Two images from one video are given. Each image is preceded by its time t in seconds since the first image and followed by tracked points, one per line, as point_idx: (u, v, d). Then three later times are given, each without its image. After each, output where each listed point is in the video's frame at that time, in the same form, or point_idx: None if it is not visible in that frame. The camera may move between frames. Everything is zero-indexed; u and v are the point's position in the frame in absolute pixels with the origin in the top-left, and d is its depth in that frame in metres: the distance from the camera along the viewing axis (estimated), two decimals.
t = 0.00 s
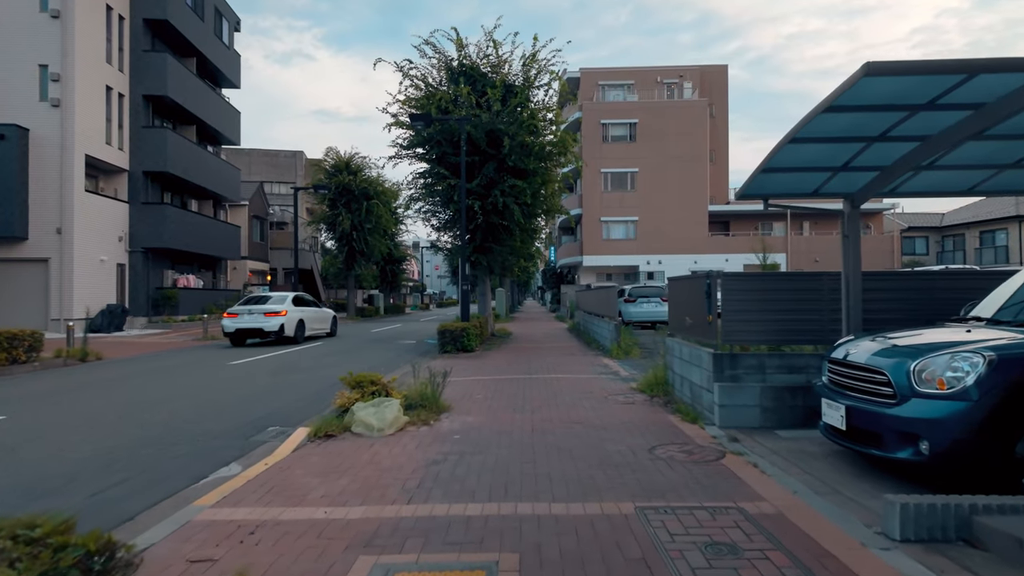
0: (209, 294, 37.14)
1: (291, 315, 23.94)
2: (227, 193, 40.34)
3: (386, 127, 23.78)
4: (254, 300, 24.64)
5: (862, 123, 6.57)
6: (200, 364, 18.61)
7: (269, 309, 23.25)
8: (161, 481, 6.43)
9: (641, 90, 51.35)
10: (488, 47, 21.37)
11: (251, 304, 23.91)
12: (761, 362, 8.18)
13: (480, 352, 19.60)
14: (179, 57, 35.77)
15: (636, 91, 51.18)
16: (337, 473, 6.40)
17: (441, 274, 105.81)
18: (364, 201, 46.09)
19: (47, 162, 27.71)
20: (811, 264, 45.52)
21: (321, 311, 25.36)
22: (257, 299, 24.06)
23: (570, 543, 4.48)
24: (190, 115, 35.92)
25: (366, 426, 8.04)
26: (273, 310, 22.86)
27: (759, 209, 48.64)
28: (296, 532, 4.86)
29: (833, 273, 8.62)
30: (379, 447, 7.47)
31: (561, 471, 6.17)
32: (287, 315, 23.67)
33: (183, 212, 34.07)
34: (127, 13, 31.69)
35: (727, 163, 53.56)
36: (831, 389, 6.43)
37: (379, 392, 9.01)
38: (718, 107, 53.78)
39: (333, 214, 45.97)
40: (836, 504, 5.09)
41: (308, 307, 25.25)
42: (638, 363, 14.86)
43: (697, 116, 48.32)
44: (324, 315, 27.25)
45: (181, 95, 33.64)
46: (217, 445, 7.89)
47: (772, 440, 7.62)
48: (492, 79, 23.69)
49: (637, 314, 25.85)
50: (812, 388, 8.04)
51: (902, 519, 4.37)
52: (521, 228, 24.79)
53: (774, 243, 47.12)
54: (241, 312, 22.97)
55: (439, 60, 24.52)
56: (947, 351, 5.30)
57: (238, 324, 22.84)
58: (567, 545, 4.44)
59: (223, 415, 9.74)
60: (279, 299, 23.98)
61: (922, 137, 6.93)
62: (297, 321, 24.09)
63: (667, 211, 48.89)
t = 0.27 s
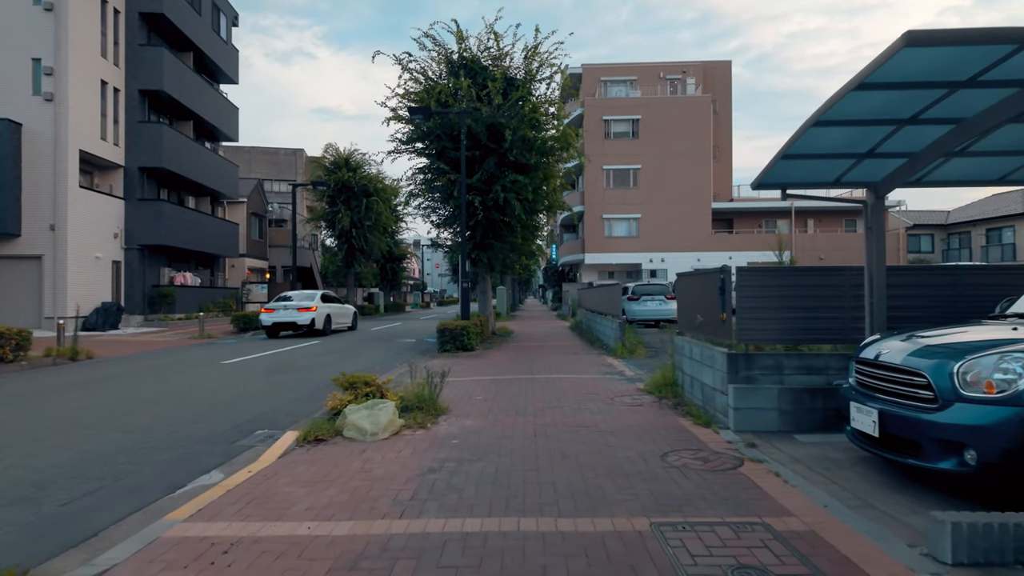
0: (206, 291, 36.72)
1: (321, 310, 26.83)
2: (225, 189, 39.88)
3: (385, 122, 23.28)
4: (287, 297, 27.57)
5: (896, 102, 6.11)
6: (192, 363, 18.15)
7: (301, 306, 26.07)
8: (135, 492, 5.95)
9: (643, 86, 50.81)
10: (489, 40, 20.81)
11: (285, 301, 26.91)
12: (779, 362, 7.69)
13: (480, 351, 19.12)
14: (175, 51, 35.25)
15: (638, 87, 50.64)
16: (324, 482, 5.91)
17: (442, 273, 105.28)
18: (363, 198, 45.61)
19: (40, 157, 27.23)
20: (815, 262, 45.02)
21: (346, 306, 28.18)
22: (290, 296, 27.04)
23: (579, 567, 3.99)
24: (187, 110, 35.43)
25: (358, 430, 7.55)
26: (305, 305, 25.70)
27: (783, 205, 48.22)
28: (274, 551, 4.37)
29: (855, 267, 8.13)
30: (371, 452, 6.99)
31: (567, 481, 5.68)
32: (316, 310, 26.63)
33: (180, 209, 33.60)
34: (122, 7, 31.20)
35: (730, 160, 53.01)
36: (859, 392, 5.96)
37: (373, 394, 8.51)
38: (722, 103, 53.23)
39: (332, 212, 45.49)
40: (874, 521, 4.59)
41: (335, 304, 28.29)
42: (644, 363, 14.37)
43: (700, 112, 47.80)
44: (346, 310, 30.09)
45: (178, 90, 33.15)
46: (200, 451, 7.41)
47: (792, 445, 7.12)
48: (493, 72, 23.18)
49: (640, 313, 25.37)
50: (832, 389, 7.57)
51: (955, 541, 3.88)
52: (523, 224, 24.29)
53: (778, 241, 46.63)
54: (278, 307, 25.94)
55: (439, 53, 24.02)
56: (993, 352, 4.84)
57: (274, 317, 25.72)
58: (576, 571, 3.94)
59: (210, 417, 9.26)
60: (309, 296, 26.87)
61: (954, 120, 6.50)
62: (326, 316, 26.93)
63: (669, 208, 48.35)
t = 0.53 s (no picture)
0: (202, 291, 36.25)
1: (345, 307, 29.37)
2: (222, 188, 39.39)
3: (383, 118, 22.77)
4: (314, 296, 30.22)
5: (935, 86, 5.65)
6: (184, 365, 17.66)
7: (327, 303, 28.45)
8: (104, 511, 5.47)
9: (645, 84, 50.29)
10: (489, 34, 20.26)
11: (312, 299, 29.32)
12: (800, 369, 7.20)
13: (480, 353, 18.62)
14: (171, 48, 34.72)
15: (640, 85, 50.11)
16: (309, 503, 5.41)
17: (442, 272, 104.75)
18: (362, 197, 45.11)
19: (33, 154, 26.75)
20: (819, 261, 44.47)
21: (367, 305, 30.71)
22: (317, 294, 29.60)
23: None
24: (183, 108, 34.94)
25: (349, 442, 7.06)
26: (329, 302, 28.11)
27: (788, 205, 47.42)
28: None
29: (880, 267, 7.64)
30: (362, 466, 6.50)
31: (576, 503, 5.19)
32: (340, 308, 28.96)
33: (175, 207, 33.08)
34: (117, 2, 30.72)
35: (734, 158, 52.46)
36: (894, 404, 5.45)
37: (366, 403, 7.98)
38: (725, 101, 52.69)
39: (331, 210, 44.98)
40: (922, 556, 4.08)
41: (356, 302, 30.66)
42: (651, 366, 13.84)
43: (703, 110, 47.29)
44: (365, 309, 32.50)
45: (173, 87, 32.66)
46: (179, 464, 6.90)
47: (816, 457, 6.62)
48: (493, 67, 22.66)
49: (644, 313, 24.85)
50: (856, 397, 7.11)
51: None
52: (524, 223, 23.78)
53: (781, 240, 46.11)
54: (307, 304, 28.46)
55: (438, 48, 23.51)
56: None
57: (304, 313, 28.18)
58: None
59: (195, 424, 8.75)
60: (333, 295, 29.42)
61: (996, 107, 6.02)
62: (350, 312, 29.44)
63: (671, 207, 47.82)
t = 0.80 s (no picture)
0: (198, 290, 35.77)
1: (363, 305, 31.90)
2: (218, 185, 38.88)
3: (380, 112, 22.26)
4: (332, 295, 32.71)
5: (976, 61, 5.21)
6: (174, 365, 17.18)
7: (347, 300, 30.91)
8: (62, 528, 4.97)
9: (647, 80, 49.76)
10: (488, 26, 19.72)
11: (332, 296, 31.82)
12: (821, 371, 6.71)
13: (479, 353, 18.11)
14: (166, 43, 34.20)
15: (642, 81, 49.57)
16: (288, 520, 4.93)
17: (442, 271, 104.22)
18: (360, 195, 44.59)
19: (22, 150, 26.25)
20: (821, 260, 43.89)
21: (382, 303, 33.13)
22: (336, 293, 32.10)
23: None
24: (177, 104, 34.42)
25: (336, 449, 6.57)
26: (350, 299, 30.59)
27: (790, 203, 47.22)
28: None
29: (905, 261, 7.15)
30: (349, 477, 6.02)
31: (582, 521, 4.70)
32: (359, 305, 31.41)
33: (170, 205, 32.58)
34: None
35: (736, 156, 51.93)
36: (932, 410, 4.95)
37: (356, 406, 7.50)
38: (727, 98, 52.17)
39: (329, 208, 44.44)
40: None
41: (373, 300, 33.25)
42: (657, 367, 13.32)
43: (705, 107, 46.77)
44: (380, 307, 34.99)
45: (167, 82, 32.14)
46: (151, 474, 6.39)
47: (839, 467, 6.12)
48: (492, 60, 22.15)
49: (646, 312, 24.34)
50: (880, 401, 6.63)
51: None
52: (524, 220, 23.27)
53: (784, 238, 45.60)
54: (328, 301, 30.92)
55: (436, 41, 22.99)
56: None
57: (326, 309, 30.39)
58: None
59: (175, 429, 8.24)
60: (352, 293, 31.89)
61: None
62: (367, 309, 31.84)
63: (673, 205, 47.31)
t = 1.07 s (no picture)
0: (193, 290, 35.29)
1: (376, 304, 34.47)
2: (213, 183, 38.36)
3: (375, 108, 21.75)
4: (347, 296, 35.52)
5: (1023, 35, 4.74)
6: (162, 368, 16.69)
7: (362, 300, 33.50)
8: (8, 557, 4.49)
9: (647, 77, 49.22)
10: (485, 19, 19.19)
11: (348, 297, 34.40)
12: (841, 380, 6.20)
13: (477, 354, 17.61)
14: (160, 39, 33.69)
15: (642, 78, 49.04)
16: (257, 548, 4.45)
17: (442, 271, 103.61)
18: (358, 193, 44.10)
19: (11, 146, 25.74)
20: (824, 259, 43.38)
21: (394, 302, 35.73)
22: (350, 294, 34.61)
23: None
24: (171, 101, 33.87)
25: (316, 465, 6.09)
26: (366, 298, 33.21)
27: (793, 202, 46.54)
28: None
29: (932, 260, 6.63)
30: (329, 497, 5.52)
31: (583, 553, 4.21)
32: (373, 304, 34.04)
33: (163, 203, 32.03)
34: None
35: (737, 154, 51.40)
36: (972, 426, 4.46)
37: (341, 416, 7.01)
38: (728, 95, 51.61)
39: (326, 207, 43.92)
40: None
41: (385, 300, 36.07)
42: (661, 371, 12.81)
43: (706, 104, 46.24)
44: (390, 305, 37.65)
45: (161, 79, 31.59)
46: (116, 493, 5.89)
47: (864, 484, 5.61)
48: (491, 55, 21.63)
49: (648, 312, 23.85)
50: (906, 411, 6.12)
51: None
52: (523, 218, 22.75)
53: (786, 236, 45.16)
54: (345, 301, 33.42)
55: (433, 35, 22.46)
56: None
57: (343, 309, 33.04)
58: None
59: (149, 440, 7.73)
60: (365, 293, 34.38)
61: None
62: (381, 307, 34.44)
63: (674, 204, 46.81)
